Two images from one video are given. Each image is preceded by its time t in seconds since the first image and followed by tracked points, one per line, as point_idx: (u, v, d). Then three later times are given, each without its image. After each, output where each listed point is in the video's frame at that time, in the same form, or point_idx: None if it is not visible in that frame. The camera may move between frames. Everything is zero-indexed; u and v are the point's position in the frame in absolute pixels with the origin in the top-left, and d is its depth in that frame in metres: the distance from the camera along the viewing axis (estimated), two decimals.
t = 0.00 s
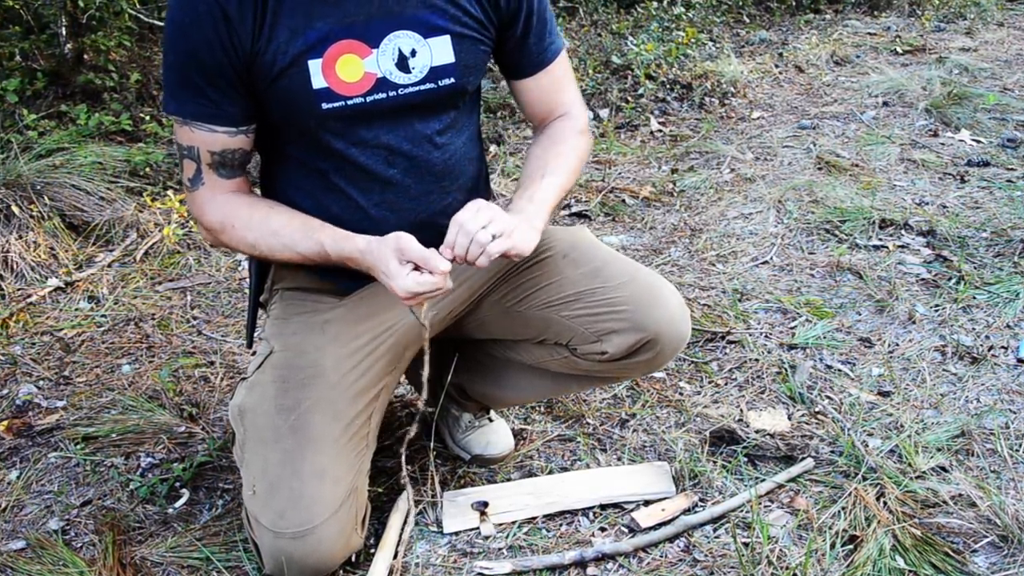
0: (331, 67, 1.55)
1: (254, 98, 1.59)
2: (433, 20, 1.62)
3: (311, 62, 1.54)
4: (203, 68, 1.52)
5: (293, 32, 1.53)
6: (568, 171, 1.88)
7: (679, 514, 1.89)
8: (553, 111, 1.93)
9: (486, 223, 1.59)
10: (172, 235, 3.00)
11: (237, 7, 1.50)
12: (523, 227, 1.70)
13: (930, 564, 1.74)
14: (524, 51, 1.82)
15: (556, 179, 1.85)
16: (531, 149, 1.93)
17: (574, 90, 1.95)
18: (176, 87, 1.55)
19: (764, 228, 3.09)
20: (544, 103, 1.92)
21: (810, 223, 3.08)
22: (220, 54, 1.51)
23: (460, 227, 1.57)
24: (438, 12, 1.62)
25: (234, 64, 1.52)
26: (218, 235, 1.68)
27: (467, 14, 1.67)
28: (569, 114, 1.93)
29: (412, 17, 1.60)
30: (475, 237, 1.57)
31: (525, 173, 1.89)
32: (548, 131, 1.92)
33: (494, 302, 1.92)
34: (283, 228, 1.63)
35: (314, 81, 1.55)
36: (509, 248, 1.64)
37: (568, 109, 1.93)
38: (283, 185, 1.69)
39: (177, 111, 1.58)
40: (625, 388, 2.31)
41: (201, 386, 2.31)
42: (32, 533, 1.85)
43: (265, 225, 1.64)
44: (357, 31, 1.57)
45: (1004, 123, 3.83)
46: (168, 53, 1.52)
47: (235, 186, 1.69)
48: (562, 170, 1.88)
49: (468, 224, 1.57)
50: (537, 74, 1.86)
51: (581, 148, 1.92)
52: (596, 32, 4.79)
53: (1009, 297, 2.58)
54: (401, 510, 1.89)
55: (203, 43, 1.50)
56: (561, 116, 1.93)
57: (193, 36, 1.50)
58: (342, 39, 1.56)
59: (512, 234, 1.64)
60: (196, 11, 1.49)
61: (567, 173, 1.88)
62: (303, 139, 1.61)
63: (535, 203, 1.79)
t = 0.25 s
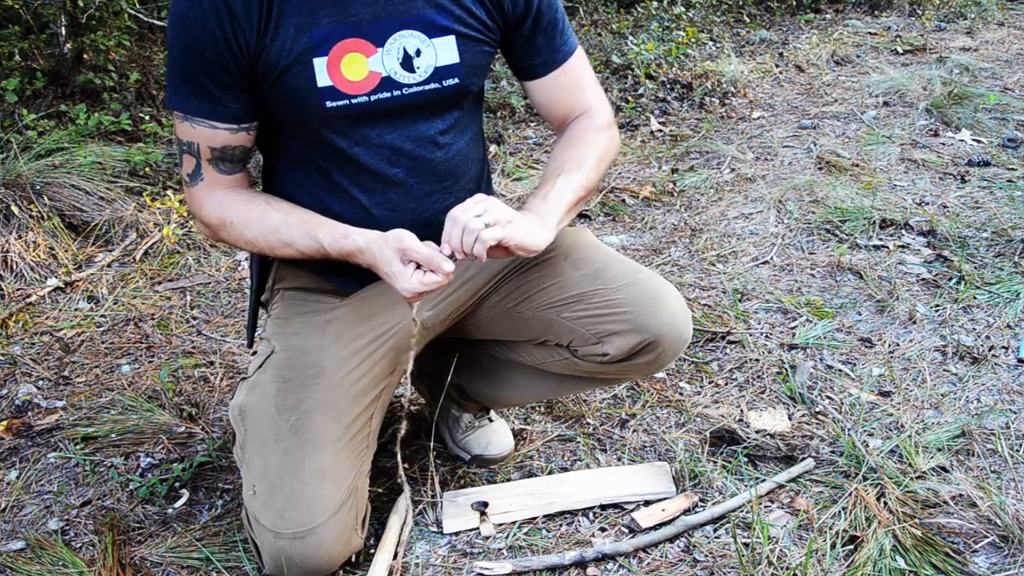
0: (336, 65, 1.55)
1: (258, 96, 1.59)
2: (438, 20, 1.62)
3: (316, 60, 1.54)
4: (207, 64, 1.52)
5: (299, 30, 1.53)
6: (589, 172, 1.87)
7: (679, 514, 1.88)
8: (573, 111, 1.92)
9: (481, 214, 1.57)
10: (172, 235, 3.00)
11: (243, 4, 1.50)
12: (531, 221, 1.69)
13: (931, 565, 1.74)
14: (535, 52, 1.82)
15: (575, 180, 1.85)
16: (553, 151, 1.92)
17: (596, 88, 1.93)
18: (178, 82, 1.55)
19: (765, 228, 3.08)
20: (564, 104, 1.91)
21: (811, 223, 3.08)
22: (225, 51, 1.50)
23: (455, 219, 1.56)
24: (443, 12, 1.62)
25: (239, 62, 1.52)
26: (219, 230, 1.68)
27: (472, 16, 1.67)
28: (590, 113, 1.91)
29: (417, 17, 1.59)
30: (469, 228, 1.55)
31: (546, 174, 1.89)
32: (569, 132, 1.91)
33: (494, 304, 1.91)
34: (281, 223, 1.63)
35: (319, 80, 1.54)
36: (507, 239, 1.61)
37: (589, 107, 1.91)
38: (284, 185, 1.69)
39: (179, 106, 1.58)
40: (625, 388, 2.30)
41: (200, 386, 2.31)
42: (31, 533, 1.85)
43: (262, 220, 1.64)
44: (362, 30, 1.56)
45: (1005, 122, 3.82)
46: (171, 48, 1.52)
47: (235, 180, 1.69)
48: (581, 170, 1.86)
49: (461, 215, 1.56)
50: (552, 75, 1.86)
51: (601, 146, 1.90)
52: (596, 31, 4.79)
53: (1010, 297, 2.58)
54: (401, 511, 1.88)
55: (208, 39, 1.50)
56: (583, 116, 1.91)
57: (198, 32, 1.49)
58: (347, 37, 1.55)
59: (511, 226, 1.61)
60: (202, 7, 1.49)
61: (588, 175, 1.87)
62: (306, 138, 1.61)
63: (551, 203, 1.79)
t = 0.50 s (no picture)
0: (343, 64, 1.55)
1: (265, 95, 1.59)
2: (446, 19, 1.61)
3: (323, 58, 1.54)
4: (213, 65, 1.52)
5: (307, 28, 1.53)
6: (589, 171, 1.85)
7: (680, 514, 1.88)
8: (576, 113, 1.90)
9: (494, 238, 1.57)
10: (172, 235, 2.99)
11: (251, 4, 1.50)
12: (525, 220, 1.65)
13: (931, 565, 1.73)
14: (540, 52, 1.81)
15: (576, 178, 1.82)
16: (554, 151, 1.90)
17: (599, 90, 1.92)
18: (186, 84, 1.55)
19: (765, 228, 3.08)
20: (566, 105, 1.90)
21: (811, 223, 3.07)
22: (232, 51, 1.51)
23: (468, 243, 1.55)
24: (452, 11, 1.62)
25: (246, 62, 1.52)
26: (219, 231, 1.67)
27: (480, 14, 1.66)
28: (593, 116, 1.90)
29: (425, 16, 1.59)
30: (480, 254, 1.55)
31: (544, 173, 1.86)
32: (571, 132, 1.90)
33: (498, 304, 1.91)
34: (283, 219, 1.63)
35: (326, 78, 1.55)
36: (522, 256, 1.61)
37: (592, 111, 1.90)
38: (289, 185, 1.68)
39: (185, 108, 1.57)
40: (625, 388, 2.30)
41: (200, 386, 2.31)
42: (31, 533, 1.85)
43: (264, 216, 1.63)
44: (370, 29, 1.56)
45: (1005, 122, 3.82)
46: (178, 50, 1.52)
47: (238, 183, 1.68)
48: (580, 171, 1.84)
49: (474, 241, 1.55)
50: (557, 76, 1.85)
51: (603, 150, 1.88)
52: (596, 31, 4.79)
53: (1011, 297, 2.58)
54: (401, 511, 1.88)
55: (215, 39, 1.50)
56: (586, 117, 1.90)
57: (206, 32, 1.49)
58: (355, 36, 1.56)
59: (523, 241, 1.61)
60: (210, 8, 1.49)
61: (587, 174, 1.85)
62: (313, 137, 1.61)
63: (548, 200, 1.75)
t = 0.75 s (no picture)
0: (348, 63, 1.55)
1: (268, 94, 1.59)
2: (452, 19, 1.61)
3: (327, 57, 1.54)
4: (216, 63, 1.51)
5: (311, 27, 1.52)
6: (563, 171, 1.89)
7: (680, 514, 1.88)
8: (551, 119, 1.95)
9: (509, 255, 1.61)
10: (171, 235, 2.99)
11: (256, 2, 1.49)
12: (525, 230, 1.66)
13: (932, 565, 1.73)
14: (536, 57, 1.82)
15: (549, 176, 1.86)
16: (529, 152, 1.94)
17: (574, 101, 1.98)
18: (186, 81, 1.55)
19: (765, 228, 3.08)
20: (543, 110, 1.94)
21: (811, 223, 3.07)
22: (235, 48, 1.50)
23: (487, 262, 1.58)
24: (457, 10, 1.61)
25: (249, 60, 1.52)
26: (212, 225, 1.67)
27: (487, 14, 1.66)
28: (566, 124, 1.96)
29: (430, 15, 1.59)
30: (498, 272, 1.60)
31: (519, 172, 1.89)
32: (545, 136, 1.95)
33: (500, 306, 1.90)
34: (279, 218, 1.62)
35: (330, 77, 1.54)
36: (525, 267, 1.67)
37: (566, 118, 1.96)
38: (291, 183, 1.68)
39: (185, 105, 1.58)
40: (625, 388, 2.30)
41: (200, 386, 2.31)
42: (30, 534, 1.84)
43: (259, 214, 1.63)
44: (375, 27, 1.56)
45: (1005, 122, 3.82)
46: (180, 47, 1.51)
47: (235, 181, 1.69)
48: (556, 172, 1.88)
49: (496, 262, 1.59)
50: (545, 80, 1.88)
51: (576, 155, 1.93)
52: (596, 31, 4.79)
53: (1011, 297, 2.57)
54: (401, 511, 1.88)
55: (218, 37, 1.49)
56: (559, 124, 1.96)
57: (209, 29, 1.49)
58: (359, 34, 1.55)
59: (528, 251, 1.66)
60: (213, 4, 1.48)
61: (561, 174, 1.89)
62: (316, 135, 1.60)
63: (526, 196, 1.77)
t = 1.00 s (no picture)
0: (349, 61, 1.55)
1: (269, 93, 1.58)
2: (454, 18, 1.61)
3: (329, 55, 1.53)
4: (217, 62, 1.51)
5: (312, 26, 1.52)
6: (565, 171, 1.88)
7: (680, 514, 1.88)
8: (554, 117, 1.95)
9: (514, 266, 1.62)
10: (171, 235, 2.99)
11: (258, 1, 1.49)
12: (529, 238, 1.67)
13: (932, 565, 1.73)
14: (539, 56, 1.82)
15: (552, 175, 1.86)
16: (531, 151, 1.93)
17: (577, 100, 1.97)
18: (188, 81, 1.54)
19: (765, 228, 3.08)
20: (546, 109, 1.94)
21: (811, 223, 3.07)
22: (236, 47, 1.50)
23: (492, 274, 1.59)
24: (459, 9, 1.61)
25: (251, 58, 1.52)
26: (215, 226, 1.66)
27: (490, 13, 1.65)
28: (569, 123, 1.95)
29: (433, 13, 1.59)
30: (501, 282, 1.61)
31: (521, 171, 1.89)
32: (548, 135, 1.94)
33: (500, 306, 1.91)
34: (282, 221, 1.62)
35: (332, 75, 1.54)
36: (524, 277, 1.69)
37: (568, 117, 1.95)
38: (292, 183, 1.68)
39: (186, 105, 1.57)
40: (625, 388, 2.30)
41: (200, 386, 2.31)
42: (30, 534, 1.84)
43: (263, 216, 1.63)
44: (377, 26, 1.56)
45: (1005, 122, 3.81)
46: (182, 46, 1.51)
47: (237, 183, 1.68)
48: (557, 172, 1.87)
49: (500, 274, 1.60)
50: (547, 79, 1.87)
51: (578, 154, 1.93)
52: (597, 31, 4.79)
53: (1011, 297, 2.57)
54: (401, 511, 1.88)
55: (219, 36, 1.49)
56: (562, 123, 1.95)
57: (211, 28, 1.49)
58: (361, 33, 1.55)
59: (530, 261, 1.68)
60: (214, 3, 1.48)
61: (562, 174, 1.88)
62: (317, 135, 1.60)
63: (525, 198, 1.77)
